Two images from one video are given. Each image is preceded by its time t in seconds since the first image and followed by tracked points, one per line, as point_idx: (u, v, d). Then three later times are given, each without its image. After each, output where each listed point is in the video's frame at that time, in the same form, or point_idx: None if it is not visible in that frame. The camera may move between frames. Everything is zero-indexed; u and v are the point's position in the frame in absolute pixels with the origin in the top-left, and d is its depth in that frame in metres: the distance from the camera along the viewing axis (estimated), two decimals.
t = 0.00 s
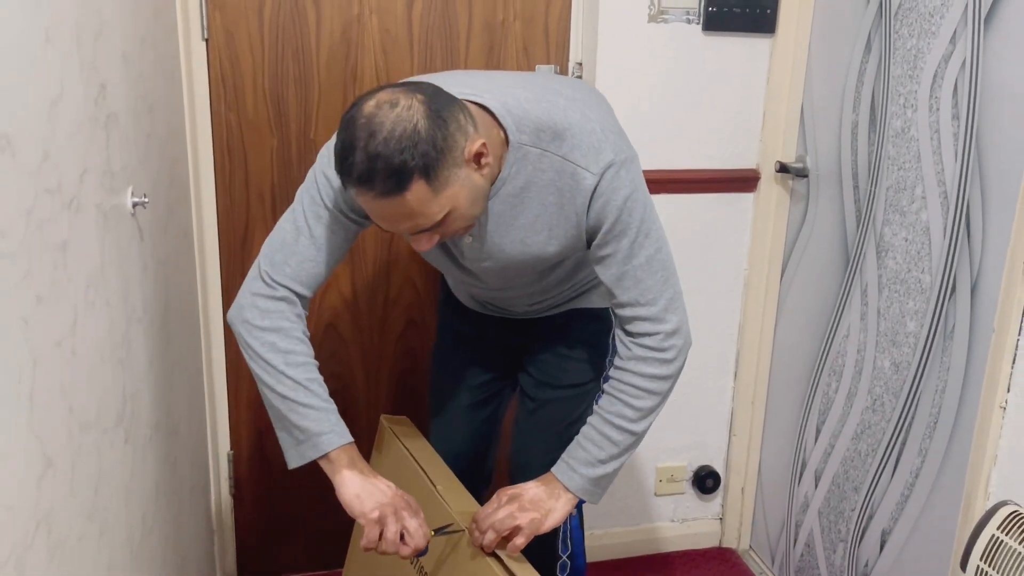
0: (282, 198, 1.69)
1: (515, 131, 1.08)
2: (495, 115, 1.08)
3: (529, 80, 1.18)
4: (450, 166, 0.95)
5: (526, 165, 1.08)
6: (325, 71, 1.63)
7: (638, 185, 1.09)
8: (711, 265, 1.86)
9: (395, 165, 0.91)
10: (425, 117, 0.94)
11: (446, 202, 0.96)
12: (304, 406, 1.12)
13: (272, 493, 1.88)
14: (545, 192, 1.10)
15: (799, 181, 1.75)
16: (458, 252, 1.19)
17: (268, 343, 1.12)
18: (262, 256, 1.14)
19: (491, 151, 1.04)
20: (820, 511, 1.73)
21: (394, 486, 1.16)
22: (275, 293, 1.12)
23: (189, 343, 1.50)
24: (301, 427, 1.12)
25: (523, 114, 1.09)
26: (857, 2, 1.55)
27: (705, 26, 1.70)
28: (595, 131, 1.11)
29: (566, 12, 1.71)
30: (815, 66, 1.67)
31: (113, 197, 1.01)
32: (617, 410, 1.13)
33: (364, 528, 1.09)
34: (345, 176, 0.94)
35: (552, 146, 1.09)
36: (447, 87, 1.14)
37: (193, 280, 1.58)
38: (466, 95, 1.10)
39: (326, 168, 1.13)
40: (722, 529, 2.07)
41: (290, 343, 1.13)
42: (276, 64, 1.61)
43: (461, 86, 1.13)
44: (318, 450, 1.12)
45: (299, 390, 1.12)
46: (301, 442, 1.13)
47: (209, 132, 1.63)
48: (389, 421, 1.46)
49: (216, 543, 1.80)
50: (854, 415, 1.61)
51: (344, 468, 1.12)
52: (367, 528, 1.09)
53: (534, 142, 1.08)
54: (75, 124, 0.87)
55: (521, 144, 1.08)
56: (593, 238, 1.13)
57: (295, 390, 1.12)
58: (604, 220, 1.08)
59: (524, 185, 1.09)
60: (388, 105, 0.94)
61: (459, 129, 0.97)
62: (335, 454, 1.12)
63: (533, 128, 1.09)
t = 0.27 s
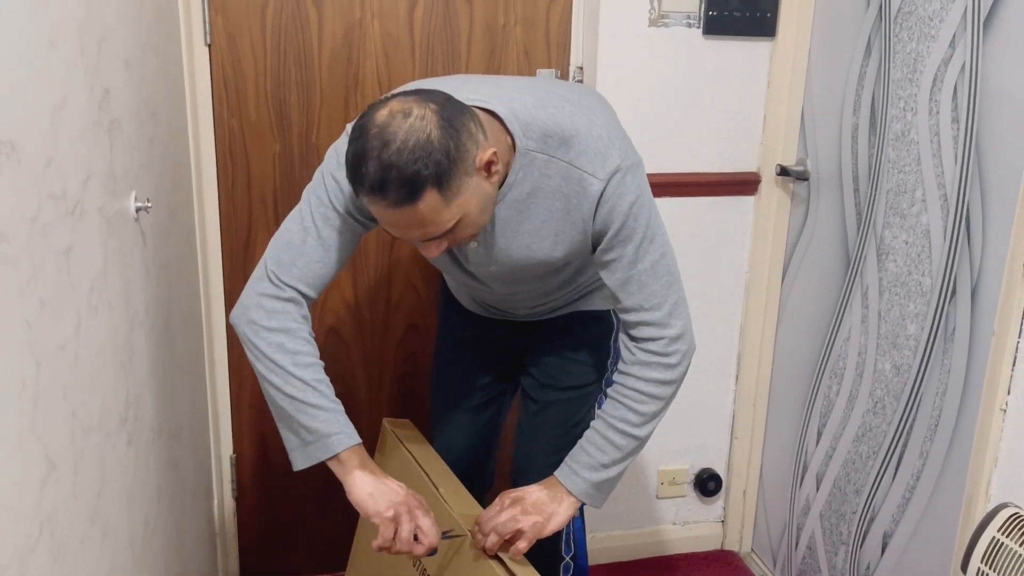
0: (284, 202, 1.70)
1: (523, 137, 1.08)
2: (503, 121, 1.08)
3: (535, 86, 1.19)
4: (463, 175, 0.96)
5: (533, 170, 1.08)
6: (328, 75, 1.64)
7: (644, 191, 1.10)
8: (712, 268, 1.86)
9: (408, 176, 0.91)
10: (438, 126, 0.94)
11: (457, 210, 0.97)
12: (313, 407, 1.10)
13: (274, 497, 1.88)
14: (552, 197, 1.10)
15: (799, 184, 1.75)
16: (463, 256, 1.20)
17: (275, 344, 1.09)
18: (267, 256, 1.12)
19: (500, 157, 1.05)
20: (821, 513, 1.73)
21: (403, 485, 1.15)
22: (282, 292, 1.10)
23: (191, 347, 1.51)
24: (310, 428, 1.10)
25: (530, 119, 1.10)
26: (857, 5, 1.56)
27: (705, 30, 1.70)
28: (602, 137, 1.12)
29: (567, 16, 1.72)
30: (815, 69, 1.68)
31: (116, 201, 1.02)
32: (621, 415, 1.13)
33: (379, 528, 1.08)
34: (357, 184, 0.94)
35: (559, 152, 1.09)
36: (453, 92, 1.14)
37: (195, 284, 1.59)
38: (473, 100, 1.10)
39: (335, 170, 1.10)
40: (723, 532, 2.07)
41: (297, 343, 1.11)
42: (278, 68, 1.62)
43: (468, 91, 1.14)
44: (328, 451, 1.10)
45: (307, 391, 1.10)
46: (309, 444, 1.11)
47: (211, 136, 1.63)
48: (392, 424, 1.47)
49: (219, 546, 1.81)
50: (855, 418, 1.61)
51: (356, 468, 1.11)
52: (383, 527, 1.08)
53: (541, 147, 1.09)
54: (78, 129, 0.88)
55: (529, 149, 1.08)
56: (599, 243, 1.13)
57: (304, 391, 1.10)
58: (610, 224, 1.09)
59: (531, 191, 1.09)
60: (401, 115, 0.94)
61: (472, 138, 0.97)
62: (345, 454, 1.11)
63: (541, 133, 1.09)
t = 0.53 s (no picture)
0: (287, 205, 1.70)
1: (528, 141, 1.09)
2: (509, 125, 1.09)
3: (540, 90, 1.19)
4: (472, 180, 0.96)
5: (538, 175, 1.09)
6: (331, 80, 1.65)
7: (648, 196, 1.10)
8: (714, 271, 1.87)
9: (419, 180, 0.92)
10: (448, 131, 0.94)
11: (465, 214, 0.97)
12: (322, 405, 1.10)
13: (278, 500, 1.89)
14: (557, 202, 1.10)
15: (801, 187, 1.75)
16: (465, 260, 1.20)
17: (282, 343, 1.09)
18: (272, 254, 1.11)
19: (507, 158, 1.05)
20: (824, 517, 1.73)
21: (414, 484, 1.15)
22: (289, 291, 1.09)
23: (195, 351, 1.51)
24: (320, 426, 1.10)
25: (535, 124, 1.10)
26: (858, 9, 1.56)
27: (706, 33, 1.70)
28: (607, 141, 1.12)
29: (569, 20, 1.72)
30: (816, 73, 1.68)
31: (119, 207, 1.02)
32: (623, 419, 1.13)
33: (394, 527, 1.08)
34: (366, 189, 0.95)
35: (564, 157, 1.10)
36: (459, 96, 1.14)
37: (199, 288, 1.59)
38: (479, 104, 1.11)
39: (343, 169, 1.10)
40: (726, 535, 2.07)
41: (304, 342, 1.11)
42: (282, 73, 1.63)
43: (474, 95, 1.14)
44: (338, 450, 1.10)
45: (316, 389, 1.10)
46: (318, 443, 1.11)
47: (214, 141, 1.64)
48: (393, 427, 1.47)
49: (222, 550, 1.81)
50: (857, 421, 1.61)
51: (368, 468, 1.12)
52: (399, 525, 1.08)
53: (546, 152, 1.09)
54: (82, 136, 0.88)
55: (534, 154, 1.08)
56: (603, 247, 1.14)
57: (313, 390, 1.10)
58: (614, 229, 1.09)
59: (536, 195, 1.10)
60: (411, 119, 0.94)
61: (481, 143, 0.97)
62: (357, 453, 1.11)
63: (546, 138, 1.10)
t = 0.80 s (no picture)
0: (290, 205, 1.70)
1: (533, 141, 1.08)
2: (514, 124, 1.08)
3: (543, 89, 1.19)
4: (479, 180, 0.96)
5: (542, 174, 1.09)
6: (334, 80, 1.65)
7: (653, 196, 1.10)
8: (717, 270, 1.86)
9: (426, 181, 0.92)
10: (455, 131, 0.94)
11: (472, 215, 0.97)
12: (324, 405, 1.10)
13: (281, 500, 1.89)
14: (561, 202, 1.10)
15: (804, 186, 1.75)
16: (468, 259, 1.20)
17: (283, 342, 1.09)
18: (272, 253, 1.11)
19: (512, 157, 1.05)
20: (828, 516, 1.73)
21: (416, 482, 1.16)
22: (289, 290, 1.09)
23: (197, 352, 1.51)
24: (321, 426, 1.10)
25: (540, 123, 1.10)
26: (861, 7, 1.55)
27: (709, 33, 1.70)
28: (612, 141, 1.12)
29: (571, 20, 1.72)
30: (819, 72, 1.68)
31: (121, 207, 1.02)
32: (625, 419, 1.13)
33: (397, 524, 1.09)
34: (372, 190, 0.95)
35: (569, 156, 1.10)
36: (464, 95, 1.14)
37: (201, 288, 1.60)
38: (484, 103, 1.10)
39: (346, 168, 1.10)
40: (730, 535, 2.06)
41: (304, 340, 1.10)
42: (284, 73, 1.63)
43: (477, 95, 1.13)
44: (340, 449, 1.10)
45: (317, 388, 1.10)
46: (319, 442, 1.11)
47: (217, 141, 1.64)
48: (395, 427, 1.48)
49: (226, 550, 1.82)
50: (861, 421, 1.61)
51: (371, 466, 1.12)
52: (402, 523, 1.09)
53: (551, 151, 1.09)
54: (84, 137, 0.89)
55: (539, 154, 1.08)
56: (606, 246, 1.14)
57: (314, 389, 1.10)
58: (619, 228, 1.09)
59: (540, 195, 1.09)
60: (419, 120, 0.94)
61: (488, 144, 0.97)
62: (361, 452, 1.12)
63: (551, 137, 1.10)
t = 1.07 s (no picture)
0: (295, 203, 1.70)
1: (538, 137, 1.08)
2: (519, 120, 1.08)
3: (548, 85, 1.18)
4: (484, 175, 0.96)
5: (547, 170, 1.08)
6: (339, 79, 1.65)
7: (658, 192, 1.11)
8: (722, 268, 1.86)
9: (432, 177, 0.92)
10: (461, 126, 0.94)
11: (477, 210, 0.98)
12: (329, 405, 1.10)
13: (287, 498, 1.89)
14: (566, 198, 1.10)
15: (810, 184, 1.74)
16: (472, 256, 1.20)
17: (287, 342, 1.09)
18: (277, 251, 1.10)
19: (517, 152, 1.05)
20: (835, 514, 1.73)
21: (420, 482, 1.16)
22: (294, 290, 1.09)
23: (204, 350, 1.52)
24: (327, 426, 1.10)
25: (545, 119, 1.10)
26: (867, 4, 1.55)
27: (714, 30, 1.70)
28: (617, 137, 1.12)
29: (576, 18, 1.72)
30: (825, 69, 1.67)
31: (129, 205, 1.03)
32: (630, 416, 1.13)
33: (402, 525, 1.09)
34: (377, 187, 0.94)
35: (573, 152, 1.09)
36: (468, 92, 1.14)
37: (207, 286, 1.60)
38: (489, 99, 1.10)
39: (349, 166, 1.10)
40: (736, 533, 2.06)
41: (309, 340, 1.10)
42: (290, 72, 1.63)
43: (481, 91, 1.13)
44: (345, 449, 1.11)
45: (322, 388, 1.10)
46: (324, 442, 1.12)
47: (223, 140, 1.64)
48: (400, 425, 1.48)
49: (232, 547, 1.82)
50: (867, 419, 1.60)
51: (376, 466, 1.12)
52: (406, 523, 1.09)
53: (556, 148, 1.09)
54: (91, 135, 0.89)
55: (544, 150, 1.08)
56: (611, 242, 1.13)
57: (319, 389, 1.10)
58: (624, 224, 1.09)
59: (546, 191, 1.09)
60: (424, 114, 0.93)
61: (494, 139, 0.97)
62: (365, 453, 1.12)
63: (556, 133, 1.09)
